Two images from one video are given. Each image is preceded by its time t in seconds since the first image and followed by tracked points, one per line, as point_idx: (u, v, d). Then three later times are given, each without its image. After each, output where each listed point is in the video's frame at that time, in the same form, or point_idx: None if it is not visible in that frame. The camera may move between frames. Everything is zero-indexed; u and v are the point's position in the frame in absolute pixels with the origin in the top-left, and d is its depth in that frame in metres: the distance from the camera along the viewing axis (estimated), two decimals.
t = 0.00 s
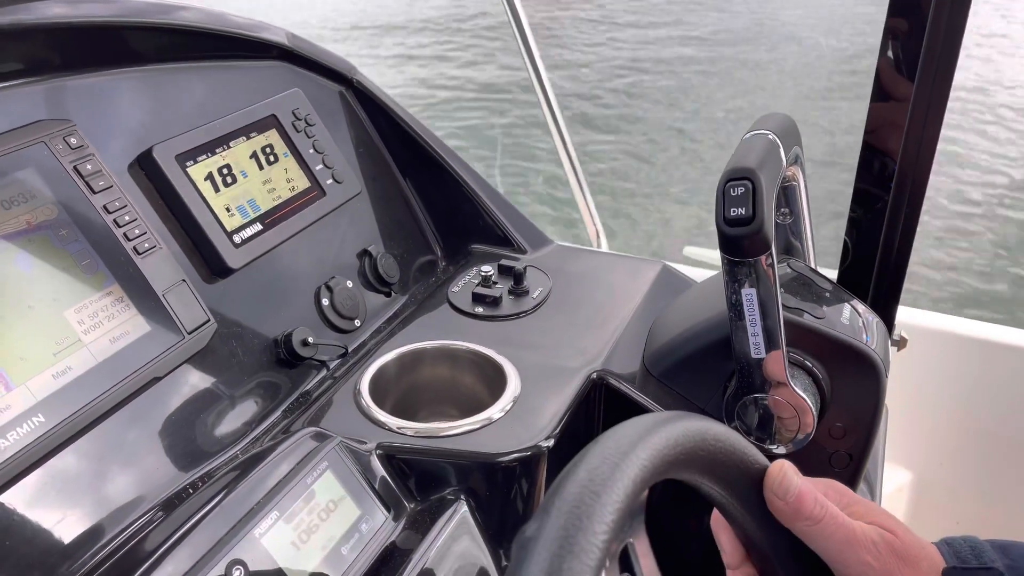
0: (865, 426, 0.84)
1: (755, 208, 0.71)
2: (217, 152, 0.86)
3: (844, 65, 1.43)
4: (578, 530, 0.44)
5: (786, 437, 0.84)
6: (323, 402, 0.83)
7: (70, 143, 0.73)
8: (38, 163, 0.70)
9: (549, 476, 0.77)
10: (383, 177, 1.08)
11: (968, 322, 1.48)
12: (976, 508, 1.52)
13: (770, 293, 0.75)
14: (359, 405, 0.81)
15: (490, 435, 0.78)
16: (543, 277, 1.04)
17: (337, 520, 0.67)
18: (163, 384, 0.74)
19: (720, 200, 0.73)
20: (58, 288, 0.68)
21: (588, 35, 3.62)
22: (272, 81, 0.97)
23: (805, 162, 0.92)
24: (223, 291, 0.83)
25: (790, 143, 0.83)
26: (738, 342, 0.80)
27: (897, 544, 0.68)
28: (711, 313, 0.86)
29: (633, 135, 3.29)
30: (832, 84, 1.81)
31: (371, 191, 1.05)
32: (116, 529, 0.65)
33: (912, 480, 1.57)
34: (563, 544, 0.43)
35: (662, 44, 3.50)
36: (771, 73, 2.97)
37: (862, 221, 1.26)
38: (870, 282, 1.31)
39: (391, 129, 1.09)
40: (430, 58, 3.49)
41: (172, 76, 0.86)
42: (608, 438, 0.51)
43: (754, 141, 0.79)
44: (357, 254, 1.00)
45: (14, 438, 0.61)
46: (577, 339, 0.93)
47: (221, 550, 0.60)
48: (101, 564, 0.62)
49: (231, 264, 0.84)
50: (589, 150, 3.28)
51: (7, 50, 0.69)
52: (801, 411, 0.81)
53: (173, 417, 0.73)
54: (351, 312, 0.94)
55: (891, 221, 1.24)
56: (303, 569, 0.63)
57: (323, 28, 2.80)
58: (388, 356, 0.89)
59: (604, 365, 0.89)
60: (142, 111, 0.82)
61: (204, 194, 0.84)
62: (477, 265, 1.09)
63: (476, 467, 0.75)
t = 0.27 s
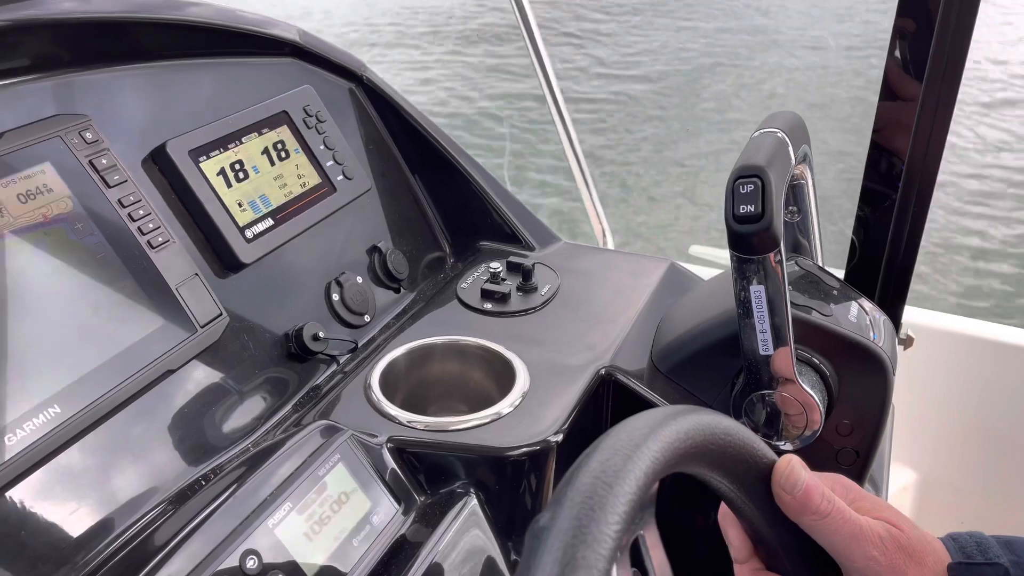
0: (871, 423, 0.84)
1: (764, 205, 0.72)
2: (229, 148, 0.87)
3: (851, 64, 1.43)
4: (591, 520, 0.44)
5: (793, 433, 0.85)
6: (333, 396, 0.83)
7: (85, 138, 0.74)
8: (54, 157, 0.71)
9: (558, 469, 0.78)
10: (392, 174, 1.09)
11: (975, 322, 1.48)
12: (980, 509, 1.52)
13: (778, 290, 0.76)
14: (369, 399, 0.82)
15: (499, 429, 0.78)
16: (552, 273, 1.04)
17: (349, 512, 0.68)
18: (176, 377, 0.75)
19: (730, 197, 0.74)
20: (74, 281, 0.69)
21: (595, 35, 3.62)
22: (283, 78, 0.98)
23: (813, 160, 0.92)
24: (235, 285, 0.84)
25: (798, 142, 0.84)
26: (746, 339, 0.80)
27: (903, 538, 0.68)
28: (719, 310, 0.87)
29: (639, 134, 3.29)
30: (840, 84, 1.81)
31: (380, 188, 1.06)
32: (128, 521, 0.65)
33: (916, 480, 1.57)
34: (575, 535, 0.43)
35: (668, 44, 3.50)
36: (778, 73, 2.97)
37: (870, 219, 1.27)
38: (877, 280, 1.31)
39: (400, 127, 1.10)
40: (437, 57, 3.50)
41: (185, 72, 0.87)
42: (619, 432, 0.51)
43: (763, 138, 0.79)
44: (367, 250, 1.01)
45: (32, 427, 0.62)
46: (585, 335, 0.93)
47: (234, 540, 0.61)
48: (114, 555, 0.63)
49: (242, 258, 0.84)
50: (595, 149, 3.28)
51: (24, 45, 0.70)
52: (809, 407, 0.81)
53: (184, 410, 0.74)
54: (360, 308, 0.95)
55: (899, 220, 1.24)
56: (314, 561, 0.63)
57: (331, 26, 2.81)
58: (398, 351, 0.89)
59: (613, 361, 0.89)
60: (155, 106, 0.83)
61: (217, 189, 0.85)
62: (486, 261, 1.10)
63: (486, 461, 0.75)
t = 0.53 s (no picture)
0: (894, 420, 0.84)
1: (791, 200, 0.72)
2: (250, 139, 0.87)
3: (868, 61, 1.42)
4: (626, 516, 0.43)
5: (815, 430, 0.84)
6: (351, 389, 0.83)
7: (110, 127, 0.74)
8: (79, 146, 0.71)
9: (579, 464, 0.77)
10: (410, 167, 1.09)
11: (994, 322, 1.47)
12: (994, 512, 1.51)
13: (803, 286, 0.75)
14: (389, 391, 0.82)
15: (521, 423, 0.78)
16: (570, 268, 1.04)
17: (372, 504, 0.68)
18: (197, 368, 0.75)
19: (756, 191, 0.73)
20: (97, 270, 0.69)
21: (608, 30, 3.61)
22: (304, 69, 0.98)
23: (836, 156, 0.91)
24: (255, 277, 0.84)
25: (823, 137, 0.83)
26: (770, 335, 0.80)
27: (929, 534, 0.67)
28: (741, 306, 0.86)
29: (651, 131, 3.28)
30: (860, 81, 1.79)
31: (399, 181, 1.06)
32: (148, 513, 0.66)
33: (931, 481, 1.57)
34: (613, 528, 0.43)
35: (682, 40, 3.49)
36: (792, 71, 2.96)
37: (891, 216, 1.26)
38: (899, 277, 1.31)
39: (419, 120, 1.10)
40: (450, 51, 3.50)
41: (208, 62, 0.86)
42: (650, 426, 0.51)
43: (788, 133, 0.79)
44: (385, 244, 1.00)
45: (55, 417, 0.62)
46: (605, 330, 0.93)
47: (260, 531, 0.60)
48: (135, 548, 0.63)
49: (263, 250, 0.84)
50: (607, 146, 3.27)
51: (49, 34, 0.70)
52: (831, 403, 0.81)
53: (203, 403, 0.74)
54: (379, 301, 0.94)
55: (921, 217, 1.24)
56: (338, 553, 0.63)
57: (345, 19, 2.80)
58: (418, 344, 0.89)
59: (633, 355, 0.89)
60: (178, 97, 0.83)
61: (239, 180, 0.84)
62: (504, 256, 1.09)
63: (507, 456, 0.75)
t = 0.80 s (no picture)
0: (912, 414, 0.83)
1: (813, 191, 0.71)
2: (266, 127, 0.86)
3: (885, 52, 1.41)
4: (652, 508, 0.43)
5: (832, 424, 0.84)
6: (365, 379, 0.83)
7: (126, 113, 0.74)
8: (95, 131, 0.71)
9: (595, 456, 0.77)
10: (425, 157, 1.08)
11: (1010, 319, 1.46)
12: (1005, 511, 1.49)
13: (823, 279, 0.74)
14: (405, 380, 0.82)
15: (537, 414, 0.77)
16: (585, 260, 1.03)
17: (388, 493, 0.68)
18: (213, 356, 0.74)
19: (777, 182, 0.72)
20: (115, 256, 0.69)
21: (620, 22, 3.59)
22: (319, 57, 0.97)
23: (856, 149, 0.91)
24: (271, 265, 0.83)
25: (844, 129, 0.82)
26: (789, 329, 0.79)
27: (952, 531, 0.66)
28: (758, 299, 0.86)
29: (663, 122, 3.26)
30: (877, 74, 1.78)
31: (413, 171, 1.05)
32: (162, 501, 0.65)
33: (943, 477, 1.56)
34: (638, 519, 0.42)
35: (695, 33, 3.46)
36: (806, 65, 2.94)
37: (910, 210, 1.25)
38: (918, 270, 1.30)
39: (434, 110, 1.09)
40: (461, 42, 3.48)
41: (224, 48, 0.86)
42: (673, 416, 0.50)
43: (809, 125, 0.78)
44: (399, 234, 1.00)
45: (71, 404, 0.62)
46: (621, 322, 0.92)
47: (277, 519, 0.60)
48: (150, 535, 0.63)
49: (279, 237, 0.84)
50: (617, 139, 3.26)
51: (66, 18, 0.70)
52: (850, 396, 0.80)
53: (217, 392, 0.74)
54: (393, 291, 0.94)
55: (941, 210, 1.23)
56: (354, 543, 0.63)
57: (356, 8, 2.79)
58: (434, 334, 0.89)
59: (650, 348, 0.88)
60: (195, 83, 0.82)
61: (254, 168, 0.84)
62: (518, 246, 1.09)
63: (523, 446, 0.74)
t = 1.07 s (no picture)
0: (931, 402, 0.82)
1: (832, 171, 0.69)
2: (277, 105, 0.85)
3: (906, 36, 1.39)
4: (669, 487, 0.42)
5: (848, 411, 0.83)
6: (375, 361, 0.82)
7: (136, 88, 0.73)
8: (105, 106, 0.70)
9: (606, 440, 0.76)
10: (437, 138, 1.07)
11: None
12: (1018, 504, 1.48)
13: (841, 262, 0.73)
14: (416, 361, 0.81)
15: (549, 397, 0.76)
16: (598, 244, 1.02)
17: (398, 474, 0.67)
18: (222, 335, 0.74)
19: (795, 163, 0.71)
20: (124, 231, 0.69)
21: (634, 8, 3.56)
22: (331, 35, 0.96)
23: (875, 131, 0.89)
24: (281, 244, 0.83)
25: (864, 110, 0.81)
26: (805, 313, 0.78)
27: (973, 524, 0.65)
28: (774, 283, 0.84)
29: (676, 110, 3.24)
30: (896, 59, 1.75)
31: (425, 152, 1.04)
32: (169, 481, 0.65)
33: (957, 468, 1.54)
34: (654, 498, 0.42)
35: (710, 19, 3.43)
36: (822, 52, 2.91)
37: (929, 196, 1.23)
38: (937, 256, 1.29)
39: (446, 90, 1.08)
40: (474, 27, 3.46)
41: (235, 25, 0.85)
42: (690, 394, 0.49)
43: (829, 105, 0.76)
44: (411, 215, 0.99)
45: (79, 379, 0.62)
46: (635, 306, 0.91)
47: (286, 498, 0.59)
48: (157, 515, 0.62)
49: (290, 217, 0.83)
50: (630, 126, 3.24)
51: None
52: (868, 382, 0.79)
53: (227, 371, 0.73)
54: (405, 273, 0.93)
55: (962, 196, 1.21)
56: (364, 523, 0.62)
57: None
58: (445, 316, 0.88)
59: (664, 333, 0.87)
60: (206, 60, 0.81)
61: (265, 146, 0.83)
62: (530, 229, 1.07)
63: (535, 428, 0.74)
